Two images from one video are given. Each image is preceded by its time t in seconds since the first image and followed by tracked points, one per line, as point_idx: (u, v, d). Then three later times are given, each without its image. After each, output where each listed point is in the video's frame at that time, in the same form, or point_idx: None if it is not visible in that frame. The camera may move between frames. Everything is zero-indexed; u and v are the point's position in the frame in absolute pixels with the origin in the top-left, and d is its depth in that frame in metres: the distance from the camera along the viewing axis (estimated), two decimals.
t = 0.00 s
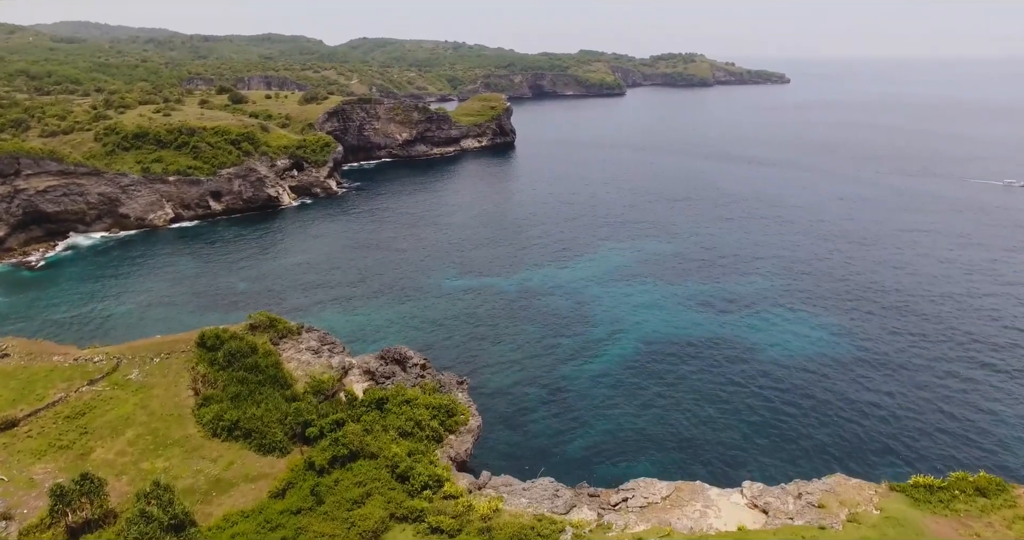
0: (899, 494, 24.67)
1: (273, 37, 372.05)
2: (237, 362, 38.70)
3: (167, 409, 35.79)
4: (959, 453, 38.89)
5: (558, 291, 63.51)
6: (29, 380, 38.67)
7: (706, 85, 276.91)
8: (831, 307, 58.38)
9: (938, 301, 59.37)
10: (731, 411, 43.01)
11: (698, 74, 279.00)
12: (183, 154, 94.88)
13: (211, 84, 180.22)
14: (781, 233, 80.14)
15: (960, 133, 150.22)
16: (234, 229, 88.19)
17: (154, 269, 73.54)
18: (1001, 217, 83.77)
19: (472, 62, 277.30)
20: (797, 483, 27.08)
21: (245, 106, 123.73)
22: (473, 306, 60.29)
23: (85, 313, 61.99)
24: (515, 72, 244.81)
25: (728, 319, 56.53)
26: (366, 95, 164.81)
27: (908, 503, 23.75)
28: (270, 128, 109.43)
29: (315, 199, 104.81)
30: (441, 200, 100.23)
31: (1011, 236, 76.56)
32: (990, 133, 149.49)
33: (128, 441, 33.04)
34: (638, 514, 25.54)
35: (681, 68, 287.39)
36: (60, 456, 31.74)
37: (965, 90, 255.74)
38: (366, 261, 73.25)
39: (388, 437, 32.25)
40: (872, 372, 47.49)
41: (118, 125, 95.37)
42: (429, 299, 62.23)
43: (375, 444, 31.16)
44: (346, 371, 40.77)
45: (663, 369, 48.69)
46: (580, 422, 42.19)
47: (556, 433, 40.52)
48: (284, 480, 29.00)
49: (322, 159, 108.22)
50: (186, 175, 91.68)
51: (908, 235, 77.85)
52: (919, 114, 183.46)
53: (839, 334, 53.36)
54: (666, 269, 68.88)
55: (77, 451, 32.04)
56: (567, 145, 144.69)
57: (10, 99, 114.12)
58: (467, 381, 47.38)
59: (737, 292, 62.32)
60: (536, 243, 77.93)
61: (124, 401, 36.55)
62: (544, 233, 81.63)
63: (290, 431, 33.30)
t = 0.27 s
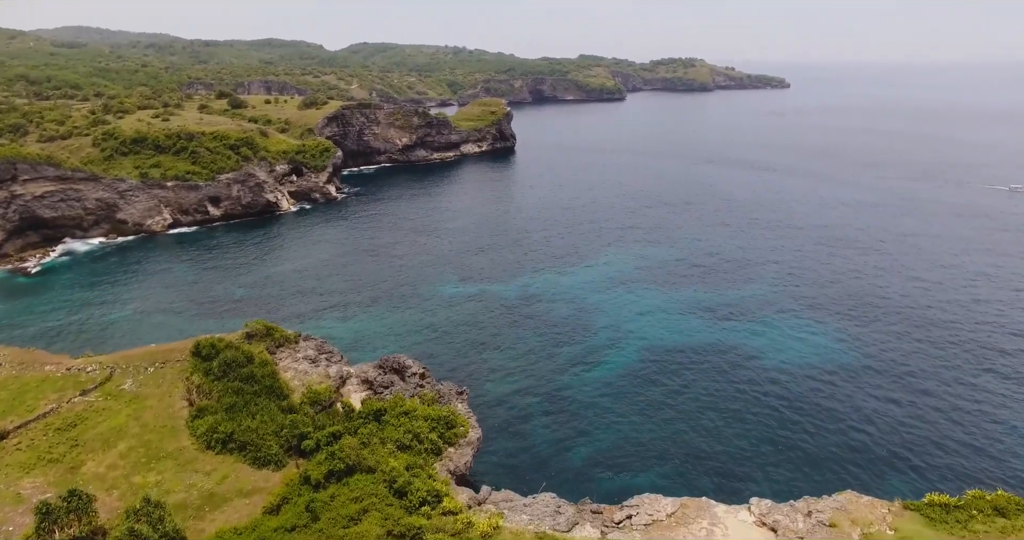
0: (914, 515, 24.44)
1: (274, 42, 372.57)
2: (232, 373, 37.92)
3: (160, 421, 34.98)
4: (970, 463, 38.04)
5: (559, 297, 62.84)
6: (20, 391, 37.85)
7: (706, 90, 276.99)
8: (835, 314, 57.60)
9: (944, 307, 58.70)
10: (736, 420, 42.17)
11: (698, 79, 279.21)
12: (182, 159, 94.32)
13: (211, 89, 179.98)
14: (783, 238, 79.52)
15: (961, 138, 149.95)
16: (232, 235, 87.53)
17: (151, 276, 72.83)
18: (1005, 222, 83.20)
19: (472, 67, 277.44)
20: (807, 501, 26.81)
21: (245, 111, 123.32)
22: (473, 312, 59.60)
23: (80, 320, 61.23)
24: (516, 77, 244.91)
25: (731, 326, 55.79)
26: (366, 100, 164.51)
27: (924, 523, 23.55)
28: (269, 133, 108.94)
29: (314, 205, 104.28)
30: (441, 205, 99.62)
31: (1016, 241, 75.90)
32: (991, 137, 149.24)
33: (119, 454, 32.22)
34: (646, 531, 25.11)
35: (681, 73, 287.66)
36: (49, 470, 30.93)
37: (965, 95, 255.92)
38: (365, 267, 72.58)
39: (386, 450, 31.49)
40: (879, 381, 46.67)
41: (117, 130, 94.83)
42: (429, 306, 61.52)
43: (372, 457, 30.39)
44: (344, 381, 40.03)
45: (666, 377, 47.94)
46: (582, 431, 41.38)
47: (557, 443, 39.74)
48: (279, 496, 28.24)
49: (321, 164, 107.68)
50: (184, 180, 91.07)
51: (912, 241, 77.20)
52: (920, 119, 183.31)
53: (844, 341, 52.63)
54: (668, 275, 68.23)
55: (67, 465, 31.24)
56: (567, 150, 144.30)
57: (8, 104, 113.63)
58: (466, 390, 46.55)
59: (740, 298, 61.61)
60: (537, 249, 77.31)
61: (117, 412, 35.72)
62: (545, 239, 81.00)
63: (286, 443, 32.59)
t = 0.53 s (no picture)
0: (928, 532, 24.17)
1: (274, 45, 372.73)
2: (228, 382, 37.29)
3: (154, 431, 34.25)
4: (979, 471, 37.36)
5: (560, 302, 62.21)
6: (12, 400, 37.15)
7: (706, 93, 276.82)
8: (839, 319, 56.99)
9: (949, 312, 58.09)
10: (740, 427, 41.54)
11: (698, 82, 279.12)
12: (180, 163, 93.83)
13: (211, 93, 179.67)
14: (786, 243, 78.99)
15: (963, 141, 149.73)
16: (230, 239, 86.94)
17: (148, 281, 72.14)
18: (1009, 226, 82.67)
19: (472, 71, 277.34)
20: (814, 515, 26.59)
21: (244, 114, 122.90)
22: (473, 318, 59.03)
23: (76, 326, 60.55)
24: (516, 80, 244.86)
25: (734, 331, 55.14)
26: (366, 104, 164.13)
27: None
28: (268, 137, 108.50)
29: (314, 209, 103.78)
30: (441, 209, 99.08)
31: (1020, 246, 75.33)
32: (992, 141, 148.91)
33: (112, 465, 31.52)
34: None
35: (681, 76, 287.61)
36: (39, 482, 30.22)
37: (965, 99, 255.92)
38: (364, 272, 71.96)
39: (384, 461, 30.86)
40: (885, 387, 45.97)
41: (115, 134, 94.36)
42: (428, 311, 60.88)
43: (370, 469, 29.76)
44: (342, 389, 39.39)
45: (667, 383, 47.24)
46: (584, 439, 40.69)
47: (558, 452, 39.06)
48: (275, 509, 27.64)
49: (320, 168, 107.20)
50: (182, 185, 90.50)
51: (914, 245, 76.64)
52: (920, 123, 183.18)
53: (848, 347, 51.98)
54: (670, 279, 67.68)
55: (58, 477, 30.54)
56: (568, 154, 143.89)
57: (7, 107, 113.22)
58: (466, 397, 45.85)
59: (743, 303, 61.00)
60: (538, 254, 76.72)
61: (110, 422, 35.01)
62: (546, 243, 80.45)
63: (282, 454, 32.01)
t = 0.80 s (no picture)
0: None
1: (274, 49, 372.87)
2: (223, 391, 36.59)
3: (147, 442, 33.52)
4: (989, 482, 36.63)
5: (561, 308, 61.56)
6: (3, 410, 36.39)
7: (706, 97, 276.62)
8: (843, 325, 56.31)
9: (954, 317, 57.44)
10: (743, 436, 40.84)
11: (698, 86, 278.89)
12: (179, 168, 93.31)
13: (211, 97, 179.38)
14: (788, 247, 78.41)
15: (965, 145, 149.34)
16: (229, 244, 86.32)
17: (145, 287, 71.46)
18: (1013, 231, 82.07)
19: (472, 75, 277.12)
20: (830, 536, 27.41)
21: (243, 119, 122.48)
22: (473, 324, 58.36)
23: (72, 333, 59.85)
24: (516, 84, 244.75)
25: (737, 338, 54.48)
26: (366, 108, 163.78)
27: None
28: (267, 141, 108.04)
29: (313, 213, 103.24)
30: (441, 214, 98.48)
31: None
32: (994, 145, 148.57)
33: (103, 478, 30.77)
34: None
35: (681, 80, 287.61)
36: (27, 496, 29.46)
37: (966, 103, 255.68)
38: (364, 278, 71.35)
39: (381, 475, 30.17)
40: (891, 395, 45.24)
41: (113, 138, 93.90)
42: (427, 317, 60.24)
43: (367, 483, 29.09)
44: (340, 398, 38.66)
45: (670, 391, 46.52)
46: (585, 448, 39.98)
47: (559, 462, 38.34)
48: (269, 525, 26.94)
49: (320, 173, 106.67)
50: (181, 189, 89.92)
51: (918, 250, 75.99)
52: (922, 127, 182.94)
53: (853, 353, 51.28)
54: (671, 285, 67.07)
55: (48, 491, 29.77)
56: (569, 158, 143.50)
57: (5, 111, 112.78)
58: (465, 405, 45.13)
59: (746, 308, 60.35)
60: (539, 259, 76.13)
61: (102, 433, 34.26)
62: (547, 248, 79.85)
63: (278, 467, 31.31)
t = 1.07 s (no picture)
0: None
1: (274, 53, 373.08)
2: (218, 401, 35.86)
3: (140, 453, 32.77)
4: (1000, 491, 35.76)
5: (562, 314, 60.85)
6: None
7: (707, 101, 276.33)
8: (848, 330, 55.54)
9: (961, 323, 56.65)
10: (748, 445, 40.04)
11: (698, 90, 278.66)
12: (177, 172, 92.75)
13: (210, 100, 179.09)
14: (791, 252, 77.73)
15: (967, 149, 148.85)
16: (227, 249, 85.67)
17: (142, 292, 70.77)
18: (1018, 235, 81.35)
19: (472, 78, 276.91)
20: None
21: (243, 122, 121.99)
22: (473, 330, 57.61)
23: (67, 339, 59.13)
24: (516, 88, 244.61)
25: (740, 344, 53.71)
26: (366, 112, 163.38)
27: None
28: (266, 145, 107.53)
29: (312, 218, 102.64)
30: (441, 218, 97.86)
31: None
32: (996, 149, 148.03)
33: (93, 491, 30.02)
34: None
35: (681, 84, 287.45)
36: (15, 510, 28.68)
37: (967, 106, 255.30)
38: (363, 283, 70.70)
39: (379, 488, 29.47)
40: (898, 403, 44.34)
41: (112, 142, 93.41)
42: (426, 323, 59.53)
43: (364, 497, 28.40)
44: (337, 407, 37.95)
45: (673, 399, 45.73)
46: (586, 458, 39.18)
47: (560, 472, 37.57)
48: None
49: (319, 177, 106.10)
50: (179, 194, 89.30)
51: (922, 254, 75.24)
52: (923, 131, 182.48)
53: (858, 360, 50.50)
54: (674, 290, 66.35)
55: (36, 505, 29.00)
56: (569, 162, 143.01)
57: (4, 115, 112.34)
58: (464, 414, 44.28)
59: (749, 314, 59.60)
60: (539, 263, 75.45)
61: (93, 444, 33.50)
62: (548, 253, 79.21)
63: (273, 479, 30.62)
